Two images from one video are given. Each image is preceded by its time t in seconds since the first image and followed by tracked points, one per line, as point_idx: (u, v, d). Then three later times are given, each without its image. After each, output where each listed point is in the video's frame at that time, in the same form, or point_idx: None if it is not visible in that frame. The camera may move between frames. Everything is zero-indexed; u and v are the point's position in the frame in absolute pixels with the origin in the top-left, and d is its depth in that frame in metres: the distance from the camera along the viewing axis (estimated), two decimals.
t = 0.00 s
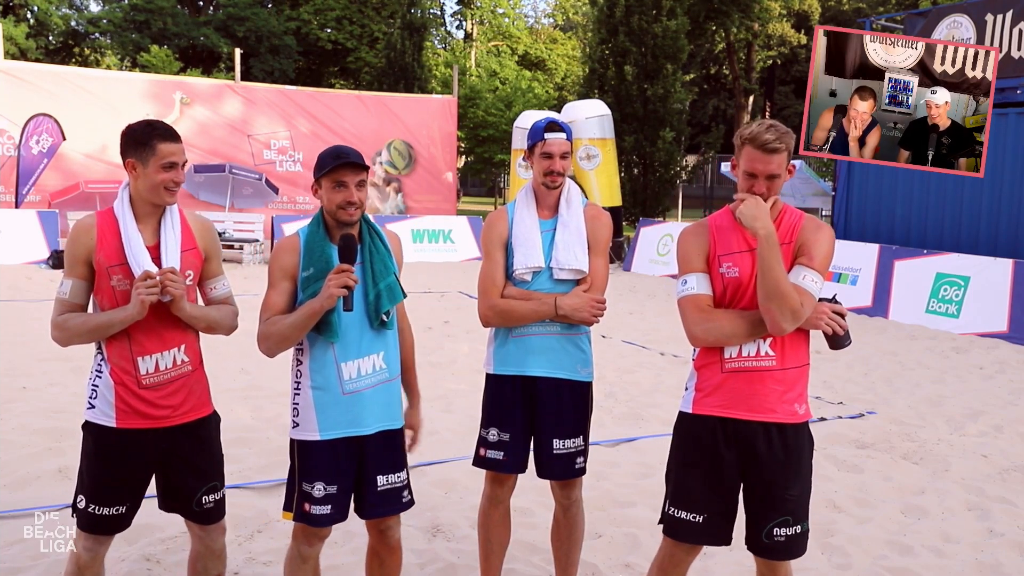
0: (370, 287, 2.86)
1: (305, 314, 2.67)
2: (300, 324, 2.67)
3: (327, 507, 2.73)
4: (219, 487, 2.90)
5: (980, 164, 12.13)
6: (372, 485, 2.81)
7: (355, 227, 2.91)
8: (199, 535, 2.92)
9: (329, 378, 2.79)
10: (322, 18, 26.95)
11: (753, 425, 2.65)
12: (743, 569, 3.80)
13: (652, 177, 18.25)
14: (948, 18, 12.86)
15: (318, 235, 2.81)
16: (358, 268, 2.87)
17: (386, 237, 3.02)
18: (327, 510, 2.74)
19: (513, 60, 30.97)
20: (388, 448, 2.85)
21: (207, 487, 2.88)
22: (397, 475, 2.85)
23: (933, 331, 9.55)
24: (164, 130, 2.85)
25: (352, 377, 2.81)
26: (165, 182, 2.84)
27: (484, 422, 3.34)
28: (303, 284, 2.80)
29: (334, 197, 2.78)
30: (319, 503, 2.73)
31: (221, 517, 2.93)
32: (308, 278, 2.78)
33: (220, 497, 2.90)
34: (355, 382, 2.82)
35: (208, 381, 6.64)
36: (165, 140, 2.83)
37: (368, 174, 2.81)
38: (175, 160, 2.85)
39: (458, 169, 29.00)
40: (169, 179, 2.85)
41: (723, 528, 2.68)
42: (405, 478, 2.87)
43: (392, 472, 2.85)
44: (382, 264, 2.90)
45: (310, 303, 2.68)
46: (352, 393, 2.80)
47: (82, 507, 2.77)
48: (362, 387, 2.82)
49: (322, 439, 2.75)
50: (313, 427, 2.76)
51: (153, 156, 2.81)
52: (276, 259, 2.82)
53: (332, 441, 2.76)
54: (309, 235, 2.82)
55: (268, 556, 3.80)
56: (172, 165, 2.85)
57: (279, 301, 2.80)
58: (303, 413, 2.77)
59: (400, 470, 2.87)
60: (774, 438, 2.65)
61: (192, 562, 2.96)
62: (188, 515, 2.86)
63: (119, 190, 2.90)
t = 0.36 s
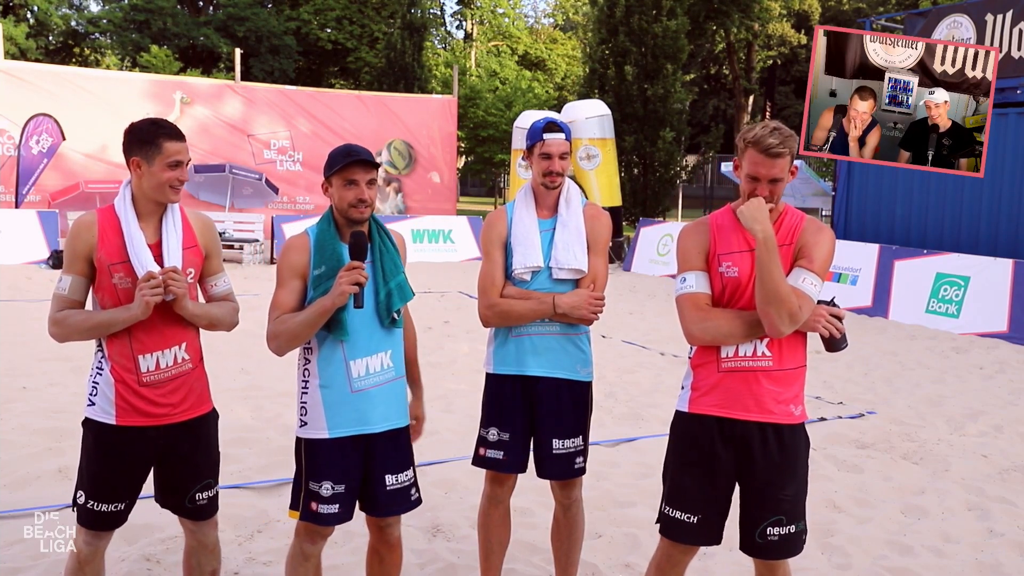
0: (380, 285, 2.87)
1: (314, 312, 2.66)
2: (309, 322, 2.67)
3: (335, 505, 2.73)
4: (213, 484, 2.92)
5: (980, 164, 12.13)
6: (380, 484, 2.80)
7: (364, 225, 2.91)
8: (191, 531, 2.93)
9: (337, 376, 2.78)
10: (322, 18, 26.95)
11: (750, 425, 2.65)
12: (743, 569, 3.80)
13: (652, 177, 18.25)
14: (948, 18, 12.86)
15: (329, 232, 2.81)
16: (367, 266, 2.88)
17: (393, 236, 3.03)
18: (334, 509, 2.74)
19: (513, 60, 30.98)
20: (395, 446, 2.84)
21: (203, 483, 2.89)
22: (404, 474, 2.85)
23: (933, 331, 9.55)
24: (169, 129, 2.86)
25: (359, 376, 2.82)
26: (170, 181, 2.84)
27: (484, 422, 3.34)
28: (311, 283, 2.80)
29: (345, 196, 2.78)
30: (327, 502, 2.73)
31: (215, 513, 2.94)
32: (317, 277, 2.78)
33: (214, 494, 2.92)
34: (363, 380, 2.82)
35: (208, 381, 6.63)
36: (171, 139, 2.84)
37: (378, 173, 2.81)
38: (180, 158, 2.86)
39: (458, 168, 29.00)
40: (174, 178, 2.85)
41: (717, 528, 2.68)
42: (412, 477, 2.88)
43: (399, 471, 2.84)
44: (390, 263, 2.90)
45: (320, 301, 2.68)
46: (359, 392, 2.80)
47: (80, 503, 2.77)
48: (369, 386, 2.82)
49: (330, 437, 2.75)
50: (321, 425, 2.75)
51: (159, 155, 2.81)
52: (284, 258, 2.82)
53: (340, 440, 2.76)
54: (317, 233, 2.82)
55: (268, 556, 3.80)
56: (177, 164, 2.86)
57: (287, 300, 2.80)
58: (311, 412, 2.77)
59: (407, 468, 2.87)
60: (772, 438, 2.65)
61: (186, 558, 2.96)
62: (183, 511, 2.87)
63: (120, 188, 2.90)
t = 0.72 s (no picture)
0: (382, 283, 2.86)
1: (317, 311, 2.66)
2: (313, 321, 2.67)
3: (342, 503, 2.73)
4: (205, 480, 2.92)
5: (980, 164, 12.13)
6: (386, 481, 2.81)
7: (365, 223, 2.91)
8: (181, 524, 2.92)
9: (342, 374, 2.79)
10: (322, 18, 26.94)
11: (747, 424, 2.65)
12: (743, 569, 3.80)
13: (652, 177, 18.25)
14: (948, 18, 12.86)
15: (333, 231, 2.82)
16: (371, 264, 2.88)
17: (396, 235, 3.03)
18: (341, 507, 2.74)
19: (513, 60, 30.98)
20: (399, 443, 2.85)
21: (194, 479, 2.89)
22: (408, 471, 2.86)
23: (933, 331, 9.55)
24: (167, 128, 2.86)
25: (365, 373, 2.82)
26: (170, 179, 2.84)
27: (484, 421, 3.34)
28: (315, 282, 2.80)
29: (347, 194, 2.78)
30: (333, 500, 2.73)
31: (205, 508, 2.94)
32: (320, 276, 2.79)
33: (206, 490, 2.92)
34: (368, 377, 2.82)
35: (208, 381, 6.64)
36: (169, 138, 2.84)
37: (378, 172, 2.82)
38: (178, 157, 2.86)
39: (458, 168, 29.00)
40: (173, 176, 2.85)
41: (714, 526, 2.68)
42: (416, 473, 2.89)
43: (403, 468, 2.85)
44: (392, 262, 2.90)
45: (323, 300, 2.68)
46: (366, 388, 2.80)
47: (76, 497, 2.76)
48: (375, 383, 2.82)
49: (336, 435, 2.75)
50: (327, 423, 2.75)
51: (157, 153, 2.81)
52: (288, 257, 2.82)
53: (347, 436, 2.76)
54: (321, 232, 2.82)
55: (268, 556, 3.80)
56: (176, 162, 2.86)
57: (292, 299, 2.80)
58: (317, 410, 2.77)
59: (411, 465, 2.88)
60: (769, 437, 2.65)
61: (178, 553, 2.96)
62: (174, 506, 2.87)
63: (118, 187, 2.90)
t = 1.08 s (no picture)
0: (384, 283, 2.86)
1: (322, 312, 2.66)
2: (318, 322, 2.67)
3: (344, 502, 2.74)
4: (204, 480, 2.91)
5: (980, 164, 12.13)
6: (389, 480, 2.81)
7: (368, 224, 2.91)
8: (179, 524, 2.92)
9: (345, 374, 2.79)
10: (322, 18, 26.94)
11: (747, 424, 2.65)
12: (744, 569, 3.79)
13: (652, 177, 18.25)
14: (948, 18, 12.86)
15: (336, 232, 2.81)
16: (372, 265, 2.88)
17: (400, 235, 3.03)
18: (343, 505, 2.74)
19: (513, 60, 30.97)
20: (402, 444, 2.85)
21: (192, 479, 2.89)
22: (412, 472, 2.86)
23: (933, 331, 9.55)
24: (166, 129, 2.86)
25: (367, 374, 2.82)
26: (168, 181, 2.84)
27: (484, 421, 3.34)
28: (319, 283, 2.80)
29: (351, 195, 2.77)
30: (335, 498, 2.73)
31: (204, 507, 2.94)
32: (324, 277, 2.79)
33: (205, 489, 2.92)
34: (371, 378, 2.82)
35: (208, 381, 6.64)
36: (168, 139, 2.84)
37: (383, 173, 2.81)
38: (177, 158, 2.86)
39: (458, 168, 29.00)
40: (172, 178, 2.85)
41: (715, 526, 2.68)
42: (421, 474, 2.88)
43: (407, 469, 2.85)
44: (396, 261, 2.90)
45: (328, 300, 2.68)
46: (368, 389, 2.80)
47: (76, 497, 2.76)
48: (379, 383, 2.82)
49: (339, 435, 2.75)
50: (329, 422, 2.76)
51: (157, 155, 2.82)
52: (293, 258, 2.83)
53: (349, 436, 2.76)
54: (322, 235, 2.83)
55: (268, 556, 3.80)
56: (174, 164, 2.86)
57: (297, 300, 2.81)
58: (320, 409, 2.77)
59: (416, 466, 2.88)
60: (770, 437, 2.65)
61: (177, 553, 2.97)
62: (172, 505, 2.87)
63: (117, 187, 2.90)
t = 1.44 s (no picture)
0: (390, 284, 2.87)
1: (327, 312, 2.67)
2: (323, 322, 2.68)
3: (347, 500, 2.74)
4: (204, 480, 2.92)
5: (980, 164, 12.14)
6: (391, 480, 2.81)
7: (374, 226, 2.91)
8: (179, 523, 2.92)
9: (349, 374, 2.79)
10: (322, 18, 26.92)
11: (746, 424, 2.65)
12: (743, 569, 3.79)
13: (652, 176, 18.25)
14: (948, 18, 12.86)
15: (341, 233, 2.81)
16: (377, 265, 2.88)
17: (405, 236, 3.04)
18: (346, 504, 2.74)
19: (513, 60, 30.97)
20: (406, 444, 2.85)
21: (193, 479, 2.89)
22: (416, 472, 2.85)
23: (933, 331, 9.55)
24: (167, 129, 2.86)
25: (370, 374, 2.82)
26: (169, 181, 2.84)
27: (484, 420, 3.34)
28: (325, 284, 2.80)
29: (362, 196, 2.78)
30: (338, 497, 2.74)
31: (204, 507, 2.94)
32: (329, 278, 2.79)
33: (205, 489, 2.92)
34: (374, 378, 2.82)
35: (208, 381, 6.64)
36: (169, 140, 2.84)
37: (399, 176, 2.82)
38: (178, 159, 2.86)
39: (458, 168, 28.99)
40: (173, 178, 2.85)
41: (715, 526, 2.68)
42: (424, 475, 2.88)
43: (411, 469, 2.85)
44: (400, 262, 2.90)
45: (333, 300, 2.68)
46: (371, 389, 2.80)
47: (76, 497, 2.76)
48: (382, 383, 2.82)
49: (341, 434, 2.75)
50: (332, 422, 2.76)
51: (157, 156, 2.82)
52: (298, 258, 2.83)
53: (351, 436, 2.76)
54: (328, 235, 2.82)
55: (268, 556, 3.80)
56: (175, 164, 2.86)
57: (302, 301, 2.81)
58: (323, 409, 2.78)
59: (420, 466, 2.87)
60: (770, 438, 2.65)
61: (177, 553, 2.97)
62: (173, 504, 2.87)
63: (118, 187, 2.90)
